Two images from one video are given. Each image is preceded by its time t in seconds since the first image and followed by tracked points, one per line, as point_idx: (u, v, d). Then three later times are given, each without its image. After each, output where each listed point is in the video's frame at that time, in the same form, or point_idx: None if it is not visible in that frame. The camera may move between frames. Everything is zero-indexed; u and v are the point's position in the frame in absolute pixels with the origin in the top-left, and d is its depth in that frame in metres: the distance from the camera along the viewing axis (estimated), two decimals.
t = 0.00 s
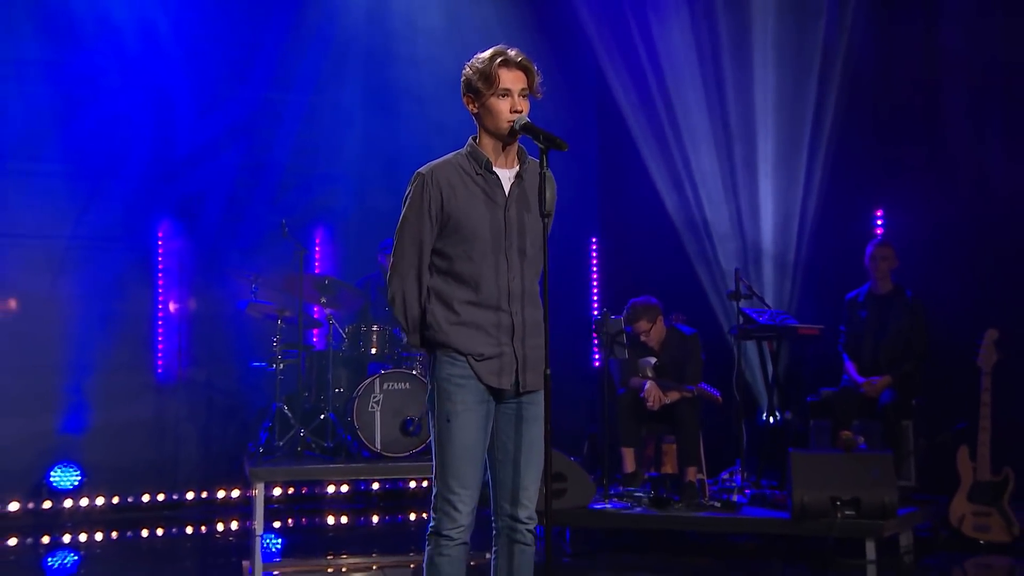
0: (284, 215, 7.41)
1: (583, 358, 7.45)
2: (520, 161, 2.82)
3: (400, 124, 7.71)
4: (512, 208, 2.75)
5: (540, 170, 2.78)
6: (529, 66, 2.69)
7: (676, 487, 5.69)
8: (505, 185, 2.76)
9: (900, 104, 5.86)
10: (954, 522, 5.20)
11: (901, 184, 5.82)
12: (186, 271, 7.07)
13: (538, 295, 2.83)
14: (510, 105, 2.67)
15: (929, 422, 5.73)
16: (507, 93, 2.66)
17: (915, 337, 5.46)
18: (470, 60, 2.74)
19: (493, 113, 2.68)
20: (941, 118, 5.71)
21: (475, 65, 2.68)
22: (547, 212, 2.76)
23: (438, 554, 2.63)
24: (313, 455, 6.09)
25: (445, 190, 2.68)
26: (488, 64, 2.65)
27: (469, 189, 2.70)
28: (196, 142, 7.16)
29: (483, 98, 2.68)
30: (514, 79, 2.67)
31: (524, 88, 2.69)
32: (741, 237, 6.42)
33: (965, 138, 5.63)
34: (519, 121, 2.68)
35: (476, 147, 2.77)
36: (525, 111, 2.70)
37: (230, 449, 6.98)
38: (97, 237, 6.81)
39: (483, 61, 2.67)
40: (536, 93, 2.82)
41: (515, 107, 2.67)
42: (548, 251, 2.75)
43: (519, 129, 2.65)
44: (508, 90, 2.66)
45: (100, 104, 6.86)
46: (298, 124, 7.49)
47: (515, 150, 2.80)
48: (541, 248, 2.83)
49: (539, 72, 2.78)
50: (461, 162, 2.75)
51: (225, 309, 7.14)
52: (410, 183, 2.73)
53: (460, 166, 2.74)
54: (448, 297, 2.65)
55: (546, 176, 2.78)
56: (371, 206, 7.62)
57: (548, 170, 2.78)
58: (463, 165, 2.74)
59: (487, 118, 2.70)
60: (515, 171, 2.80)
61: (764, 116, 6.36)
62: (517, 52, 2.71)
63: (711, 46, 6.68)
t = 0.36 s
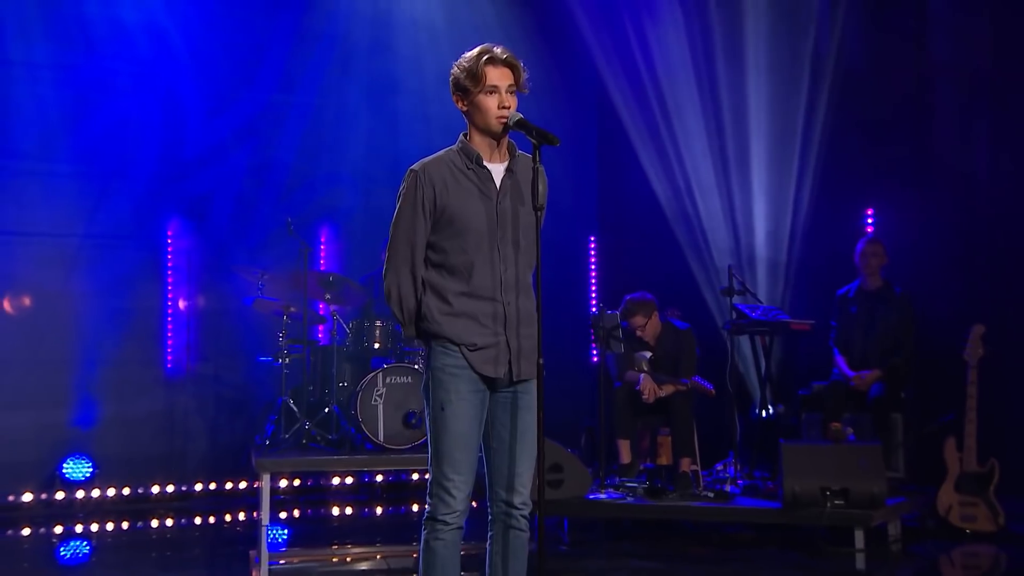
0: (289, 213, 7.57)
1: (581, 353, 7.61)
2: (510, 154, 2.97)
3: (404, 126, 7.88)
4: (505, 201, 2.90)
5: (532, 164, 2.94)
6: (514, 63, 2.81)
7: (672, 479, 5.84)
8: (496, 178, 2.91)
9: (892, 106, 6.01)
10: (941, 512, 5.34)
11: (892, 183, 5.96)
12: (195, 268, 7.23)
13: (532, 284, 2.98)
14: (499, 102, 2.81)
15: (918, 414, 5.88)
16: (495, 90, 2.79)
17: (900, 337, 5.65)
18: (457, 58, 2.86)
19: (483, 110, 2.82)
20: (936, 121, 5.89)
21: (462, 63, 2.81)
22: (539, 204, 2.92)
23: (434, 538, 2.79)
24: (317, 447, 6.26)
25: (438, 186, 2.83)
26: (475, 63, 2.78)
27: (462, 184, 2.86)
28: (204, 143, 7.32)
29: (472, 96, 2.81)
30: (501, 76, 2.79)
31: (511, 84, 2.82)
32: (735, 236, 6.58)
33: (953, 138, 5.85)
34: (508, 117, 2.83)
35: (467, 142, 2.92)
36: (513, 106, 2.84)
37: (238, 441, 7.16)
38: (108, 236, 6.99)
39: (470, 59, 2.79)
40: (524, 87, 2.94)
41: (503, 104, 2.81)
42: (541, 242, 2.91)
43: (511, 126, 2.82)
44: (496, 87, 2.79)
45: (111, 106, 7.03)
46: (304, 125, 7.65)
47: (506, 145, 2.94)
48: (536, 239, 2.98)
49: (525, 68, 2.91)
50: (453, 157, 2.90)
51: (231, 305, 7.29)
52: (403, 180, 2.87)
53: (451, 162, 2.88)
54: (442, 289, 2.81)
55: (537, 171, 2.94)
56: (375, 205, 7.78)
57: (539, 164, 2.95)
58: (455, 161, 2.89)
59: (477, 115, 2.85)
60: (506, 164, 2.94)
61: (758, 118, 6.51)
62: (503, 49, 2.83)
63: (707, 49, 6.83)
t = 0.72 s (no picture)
0: (296, 212, 7.72)
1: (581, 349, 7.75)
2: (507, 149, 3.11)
3: (408, 126, 8.02)
4: (503, 195, 3.04)
5: (529, 158, 3.07)
6: (512, 60, 2.96)
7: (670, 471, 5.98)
8: (494, 172, 3.05)
9: (886, 107, 6.13)
10: (932, 503, 5.47)
11: (887, 181, 6.07)
12: (205, 266, 7.39)
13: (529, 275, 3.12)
14: (496, 98, 2.95)
15: (911, 408, 6.01)
16: (493, 86, 2.94)
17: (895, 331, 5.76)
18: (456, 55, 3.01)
19: (481, 105, 2.96)
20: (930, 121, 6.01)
21: (461, 60, 2.95)
22: (536, 198, 3.05)
23: (433, 524, 2.93)
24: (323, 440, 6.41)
25: (436, 180, 2.97)
26: (474, 59, 2.93)
27: (461, 177, 2.99)
28: (214, 143, 7.48)
29: (470, 91, 2.95)
30: (499, 73, 2.94)
31: (509, 81, 2.97)
32: (733, 234, 6.73)
33: (946, 137, 5.95)
34: (505, 113, 2.97)
35: (465, 137, 3.06)
36: (511, 102, 2.98)
37: (246, 436, 7.32)
38: (120, 234, 7.14)
39: (469, 56, 2.94)
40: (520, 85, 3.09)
41: (500, 100, 2.95)
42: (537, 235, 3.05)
43: (508, 121, 2.95)
44: (494, 83, 2.94)
45: (124, 108, 7.19)
46: (311, 126, 7.80)
47: (502, 140, 3.08)
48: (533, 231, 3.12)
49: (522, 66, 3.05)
50: (452, 151, 3.04)
51: (239, 301, 7.44)
52: (403, 173, 3.01)
53: (450, 156, 3.02)
54: (441, 281, 2.95)
55: (535, 165, 3.07)
56: (381, 204, 7.92)
57: (536, 158, 3.07)
58: (453, 155, 3.03)
59: (474, 110, 2.99)
60: (503, 159, 3.08)
61: (756, 120, 6.67)
62: (501, 47, 2.98)
63: (707, 52, 6.98)
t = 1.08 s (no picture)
0: (302, 211, 7.87)
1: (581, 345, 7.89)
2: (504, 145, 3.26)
3: (412, 127, 8.18)
4: (500, 189, 3.18)
5: (525, 154, 3.20)
6: (511, 60, 3.10)
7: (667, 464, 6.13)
8: (492, 167, 3.19)
9: (878, 107, 6.27)
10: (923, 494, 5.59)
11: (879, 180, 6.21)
12: (213, 264, 7.55)
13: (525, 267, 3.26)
14: (495, 97, 3.09)
15: (903, 403, 6.13)
16: (492, 86, 3.08)
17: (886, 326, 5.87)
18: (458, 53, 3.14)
19: (480, 103, 3.10)
20: (922, 120, 6.13)
21: (462, 59, 3.09)
22: (532, 193, 3.18)
23: (433, 511, 3.08)
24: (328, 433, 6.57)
25: (435, 175, 3.11)
26: (474, 59, 3.06)
27: (459, 172, 3.14)
28: (222, 144, 7.64)
29: (470, 90, 3.09)
30: (498, 73, 3.07)
31: (507, 81, 3.10)
32: (729, 232, 6.87)
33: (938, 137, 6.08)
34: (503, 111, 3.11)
35: (464, 133, 3.21)
36: (508, 101, 3.12)
37: (253, 431, 7.48)
38: (130, 233, 7.30)
39: (469, 55, 3.07)
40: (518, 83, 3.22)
41: (499, 99, 3.09)
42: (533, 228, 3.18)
43: (506, 118, 3.09)
44: (493, 83, 3.07)
45: (134, 109, 7.35)
46: (317, 127, 7.95)
47: (500, 137, 3.23)
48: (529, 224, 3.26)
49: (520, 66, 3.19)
50: (451, 147, 3.18)
51: (247, 298, 7.60)
52: (403, 168, 3.16)
53: (449, 151, 3.17)
54: (440, 273, 3.10)
55: (531, 160, 3.20)
56: (385, 203, 8.07)
57: (532, 155, 3.20)
58: (452, 150, 3.17)
59: (473, 108, 3.13)
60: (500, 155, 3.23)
61: (752, 120, 6.81)
62: (501, 47, 3.11)
63: (704, 55, 7.13)
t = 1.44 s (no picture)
0: (308, 211, 8.02)
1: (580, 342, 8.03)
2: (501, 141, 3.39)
3: (416, 127, 8.32)
4: (497, 183, 3.32)
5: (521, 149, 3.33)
6: (508, 59, 3.23)
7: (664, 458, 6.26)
8: (489, 162, 3.33)
9: (872, 107, 6.40)
10: (914, 486, 5.72)
11: (873, 180, 6.36)
12: (221, 262, 7.70)
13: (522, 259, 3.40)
14: (492, 95, 3.22)
15: (896, 398, 6.26)
16: (489, 84, 3.21)
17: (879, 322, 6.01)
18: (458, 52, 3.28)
19: (477, 100, 3.24)
20: (914, 120, 6.26)
21: (461, 57, 3.23)
22: (529, 187, 3.32)
23: (433, 498, 3.22)
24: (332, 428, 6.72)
25: (434, 170, 3.26)
26: (473, 57, 3.20)
27: (457, 167, 3.28)
28: (229, 145, 7.80)
29: (468, 87, 3.23)
30: (496, 71, 3.21)
31: (505, 79, 3.23)
32: (727, 230, 7.00)
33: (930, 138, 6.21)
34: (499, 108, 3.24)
35: (463, 129, 3.34)
36: (505, 98, 3.25)
37: (260, 425, 7.64)
38: (139, 232, 7.46)
39: (468, 54, 3.21)
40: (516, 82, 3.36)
41: (495, 96, 3.22)
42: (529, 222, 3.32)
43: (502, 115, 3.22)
44: (490, 81, 3.21)
45: (143, 110, 7.51)
46: (322, 128, 8.10)
47: (497, 133, 3.36)
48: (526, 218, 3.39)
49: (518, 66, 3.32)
50: (450, 142, 3.32)
51: (253, 296, 7.75)
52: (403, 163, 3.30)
53: (448, 146, 3.31)
54: (439, 267, 3.24)
55: (528, 155, 3.33)
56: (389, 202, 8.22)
57: (528, 150, 3.33)
58: (451, 146, 3.31)
59: (471, 104, 3.26)
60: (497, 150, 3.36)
61: (749, 120, 6.94)
62: (499, 47, 3.25)
63: (702, 56, 7.25)
